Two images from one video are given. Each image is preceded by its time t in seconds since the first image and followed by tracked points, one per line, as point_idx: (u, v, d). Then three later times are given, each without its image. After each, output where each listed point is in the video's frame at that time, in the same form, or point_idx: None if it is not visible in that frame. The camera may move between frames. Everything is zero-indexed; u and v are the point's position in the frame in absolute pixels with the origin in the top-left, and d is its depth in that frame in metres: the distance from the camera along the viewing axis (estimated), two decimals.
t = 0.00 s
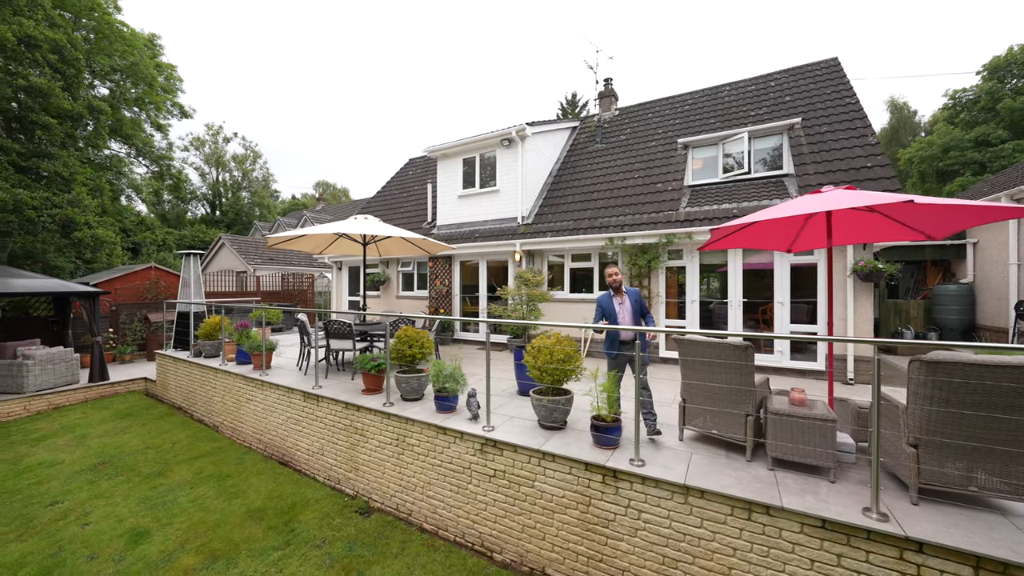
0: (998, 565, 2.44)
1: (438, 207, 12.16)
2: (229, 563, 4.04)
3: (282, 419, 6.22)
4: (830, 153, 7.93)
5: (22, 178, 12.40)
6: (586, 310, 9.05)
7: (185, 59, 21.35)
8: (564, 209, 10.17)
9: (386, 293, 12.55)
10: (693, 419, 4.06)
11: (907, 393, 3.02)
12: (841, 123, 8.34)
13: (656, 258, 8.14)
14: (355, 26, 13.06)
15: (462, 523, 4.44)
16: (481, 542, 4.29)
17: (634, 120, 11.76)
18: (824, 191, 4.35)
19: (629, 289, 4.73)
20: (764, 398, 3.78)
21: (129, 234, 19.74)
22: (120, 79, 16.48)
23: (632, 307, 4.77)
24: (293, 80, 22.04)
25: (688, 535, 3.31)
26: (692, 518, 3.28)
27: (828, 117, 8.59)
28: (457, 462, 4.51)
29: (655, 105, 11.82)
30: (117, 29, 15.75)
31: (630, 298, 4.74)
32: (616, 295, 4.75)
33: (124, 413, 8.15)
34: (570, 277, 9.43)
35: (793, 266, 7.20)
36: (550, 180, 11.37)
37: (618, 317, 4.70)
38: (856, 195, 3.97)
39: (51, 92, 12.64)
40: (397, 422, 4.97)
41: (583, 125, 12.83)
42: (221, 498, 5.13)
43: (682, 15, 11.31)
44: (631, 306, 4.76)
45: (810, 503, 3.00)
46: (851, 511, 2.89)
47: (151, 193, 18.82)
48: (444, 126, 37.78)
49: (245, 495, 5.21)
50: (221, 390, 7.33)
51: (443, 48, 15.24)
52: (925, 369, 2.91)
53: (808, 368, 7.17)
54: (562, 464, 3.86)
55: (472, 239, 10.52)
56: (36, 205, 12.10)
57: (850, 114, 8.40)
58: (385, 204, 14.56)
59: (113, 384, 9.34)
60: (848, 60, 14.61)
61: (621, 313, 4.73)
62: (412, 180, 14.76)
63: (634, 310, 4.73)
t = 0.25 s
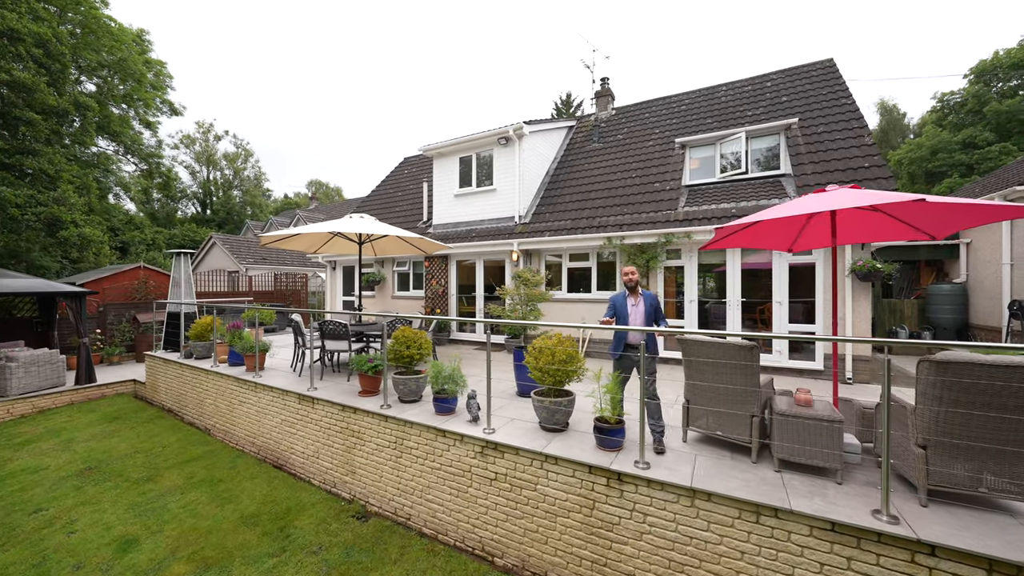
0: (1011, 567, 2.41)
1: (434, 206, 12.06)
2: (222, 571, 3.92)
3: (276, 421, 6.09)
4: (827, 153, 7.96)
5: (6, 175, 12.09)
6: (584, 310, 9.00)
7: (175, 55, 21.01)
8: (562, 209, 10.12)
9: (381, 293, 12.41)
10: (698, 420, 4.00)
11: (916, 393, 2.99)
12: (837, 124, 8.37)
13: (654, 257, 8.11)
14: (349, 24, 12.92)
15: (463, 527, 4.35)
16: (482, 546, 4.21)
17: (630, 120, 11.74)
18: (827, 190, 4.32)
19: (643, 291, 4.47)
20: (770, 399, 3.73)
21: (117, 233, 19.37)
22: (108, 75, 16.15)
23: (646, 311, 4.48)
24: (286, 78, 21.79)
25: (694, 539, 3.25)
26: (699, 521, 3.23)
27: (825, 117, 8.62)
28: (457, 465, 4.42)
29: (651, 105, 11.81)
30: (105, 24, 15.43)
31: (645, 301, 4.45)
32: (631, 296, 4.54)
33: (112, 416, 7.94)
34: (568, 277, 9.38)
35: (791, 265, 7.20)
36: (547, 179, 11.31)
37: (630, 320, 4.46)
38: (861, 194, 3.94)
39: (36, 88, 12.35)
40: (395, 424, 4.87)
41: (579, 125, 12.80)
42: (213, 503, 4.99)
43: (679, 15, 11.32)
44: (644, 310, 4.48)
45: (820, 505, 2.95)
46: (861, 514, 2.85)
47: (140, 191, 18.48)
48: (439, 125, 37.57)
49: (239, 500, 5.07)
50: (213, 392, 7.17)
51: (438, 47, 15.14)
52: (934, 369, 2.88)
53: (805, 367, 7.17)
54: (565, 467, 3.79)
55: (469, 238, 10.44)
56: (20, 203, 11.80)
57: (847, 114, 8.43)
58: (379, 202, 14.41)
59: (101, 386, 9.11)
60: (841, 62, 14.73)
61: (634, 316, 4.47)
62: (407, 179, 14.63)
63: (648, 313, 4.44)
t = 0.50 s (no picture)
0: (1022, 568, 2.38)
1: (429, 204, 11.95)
2: None
3: (269, 424, 5.95)
4: (824, 153, 7.99)
5: None
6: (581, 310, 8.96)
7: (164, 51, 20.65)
8: (558, 208, 10.06)
9: (375, 293, 12.26)
10: (701, 421, 3.96)
11: (924, 393, 2.96)
12: (833, 124, 8.40)
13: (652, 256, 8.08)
14: (343, 21, 12.78)
15: (462, 531, 4.26)
16: (483, 551, 4.12)
17: (626, 119, 11.73)
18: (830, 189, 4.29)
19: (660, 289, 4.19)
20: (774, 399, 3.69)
21: (104, 232, 18.99)
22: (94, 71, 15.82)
23: (662, 310, 4.18)
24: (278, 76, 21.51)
25: (700, 541, 3.20)
26: (704, 524, 3.18)
27: (821, 118, 8.65)
28: (456, 468, 4.33)
29: (648, 104, 11.80)
30: (91, 18, 15.10)
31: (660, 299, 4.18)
32: (646, 293, 4.28)
33: (98, 419, 7.73)
34: (565, 277, 9.33)
35: (789, 265, 7.21)
36: (543, 178, 11.26)
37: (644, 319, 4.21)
38: (865, 192, 3.91)
39: (19, 83, 12.05)
40: (392, 427, 4.77)
41: (576, 124, 12.76)
42: (204, 509, 4.85)
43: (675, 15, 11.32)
44: (659, 308, 4.19)
45: (828, 507, 2.91)
46: (870, 515, 2.81)
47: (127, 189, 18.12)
48: (433, 124, 37.38)
49: (230, 505, 4.94)
50: (203, 395, 7.00)
51: (433, 45, 15.04)
52: (943, 369, 2.86)
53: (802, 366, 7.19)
54: (567, 469, 3.72)
55: (465, 237, 10.36)
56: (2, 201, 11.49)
57: (843, 115, 8.47)
58: (374, 201, 14.27)
59: (86, 389, 8.88)
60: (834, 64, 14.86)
61: (647, 314, 4.22)
62: (402, 177, 14.50)
63: (663, 312, 4.17)
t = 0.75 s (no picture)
0: None
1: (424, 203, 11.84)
2: None
3: (261, 427, 5.82)
4: (819, 154, 8.03)
5: None
6: (578, 310, 8.91)
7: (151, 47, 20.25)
8: (555, 207, 10.01)
9: (369, 292, 12.10)
10: (703, 421, 3.92)
11: (929, 392, 2.94)
12: (828, 125, 8.46)
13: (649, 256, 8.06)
14: (336, 18, 12.61)
15: (461, 536, 4.18)
16: (482, 555, 4.05)
17: (622, 119, 11.72)
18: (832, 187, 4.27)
19: (668, 288, 4.11)
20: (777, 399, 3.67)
21: (89, 231, 18.57)
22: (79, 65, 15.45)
23: (670, 310, 4.08)
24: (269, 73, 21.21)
25: (705, 544, 3.15)
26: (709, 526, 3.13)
27: (815, 118, 8.71)
28: (455, 471, 4.25)
29: (643, 104, 11.80)
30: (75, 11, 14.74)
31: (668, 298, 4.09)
32: (655, 292, 4.20)
33: (83, 423, 7.51)
34: (561, 277, 9.27)
35: (785, 264, 7.22)
36: (539, 177, 11.21)
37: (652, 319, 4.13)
38: (867, 191, 3.90)
39: None
40: (388, 429, 4.67)
41: (571, 123, 12.73)
42: (193, 515, 4.71)
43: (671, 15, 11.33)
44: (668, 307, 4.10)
45: (834, 508, 2.88)
46: (876, 516, 2.78)
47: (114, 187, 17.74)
48: (427, 123, 37.15)
49: (221, 510, 4.80)
50: (193, 397, 6.84)
51: (427, 43, 14.91)
52: (948, 368, 2.85)
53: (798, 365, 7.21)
54: (569, 472, 3.66)
55: (460, 236, 10.26)
56: None
57: (837, 116, 8.53)
58: (367, 200, 14.11)
59: (70, 392, 8.64)
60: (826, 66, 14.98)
61: (655, 314, 4.13)
62: (396, 176, 14.36)
63: (672, 312, 4.08)
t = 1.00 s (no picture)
0: None
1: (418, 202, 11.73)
2: None
3: (254, 430, 5.69)
4: (813, 154, 8.09)
5: None
6: (574, 309, 8.87)
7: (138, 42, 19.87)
8: (551, 207, 9.98)
9: (363, 293, 11.96)
10: (706, 422, 3.90)
11: (933, 391, 2.94)
12: (822, 126, 8.53)
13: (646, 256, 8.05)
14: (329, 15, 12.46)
15: (461, 539, 4.11)
16: (483, 559, 3.98)
17: (617, 119, 11.73)
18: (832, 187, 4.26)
19: (672, 287, 4.06)
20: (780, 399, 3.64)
21: (74, 230, 18.16)
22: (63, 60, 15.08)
23: (674, 309, 4.03)
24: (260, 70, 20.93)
25: (709, 546, 3.12)
26: (714, 528, 3.10)
27: (810, 119, 8.77)
28: (454, 474, 4.17)
29: (638, 104, 11.82)
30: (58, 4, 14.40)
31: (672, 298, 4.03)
32: (659, 292, 4.15)
33: (68, 427, 7.30)
34: (558, 277, 9.24)
35: (781, 264, 7.24)
36: (535, 176, 11.16)
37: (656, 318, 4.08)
38: (868, 190, 3.90)
39: None
40: (385, 431, 4.58)
41: (567, 123, 12.71)
42: (184, 520, 4.58)
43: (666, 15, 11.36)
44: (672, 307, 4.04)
45: (840, 508, 2.86)
46: (883, 516, 2.77)
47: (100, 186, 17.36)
48: (420, 122, 36.96)
49: (212, 516, 4.68)
50: (182, 400, 6.67)
51: (421, 42, 14.81)
52: (952, 367, 2.85)
53: (794, 365, 7.25)
54: (571, 474, 3.60)
55: (456, 236, 10.18)
56: None
57: (831, 117, 8.60)
58: (361, 199, 13.97)
59: (54, 395, 8.40)
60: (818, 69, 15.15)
61: (659, 314, 4.09)
62: (390, 175, 14.23)
63: (675, 312, 4.03)
